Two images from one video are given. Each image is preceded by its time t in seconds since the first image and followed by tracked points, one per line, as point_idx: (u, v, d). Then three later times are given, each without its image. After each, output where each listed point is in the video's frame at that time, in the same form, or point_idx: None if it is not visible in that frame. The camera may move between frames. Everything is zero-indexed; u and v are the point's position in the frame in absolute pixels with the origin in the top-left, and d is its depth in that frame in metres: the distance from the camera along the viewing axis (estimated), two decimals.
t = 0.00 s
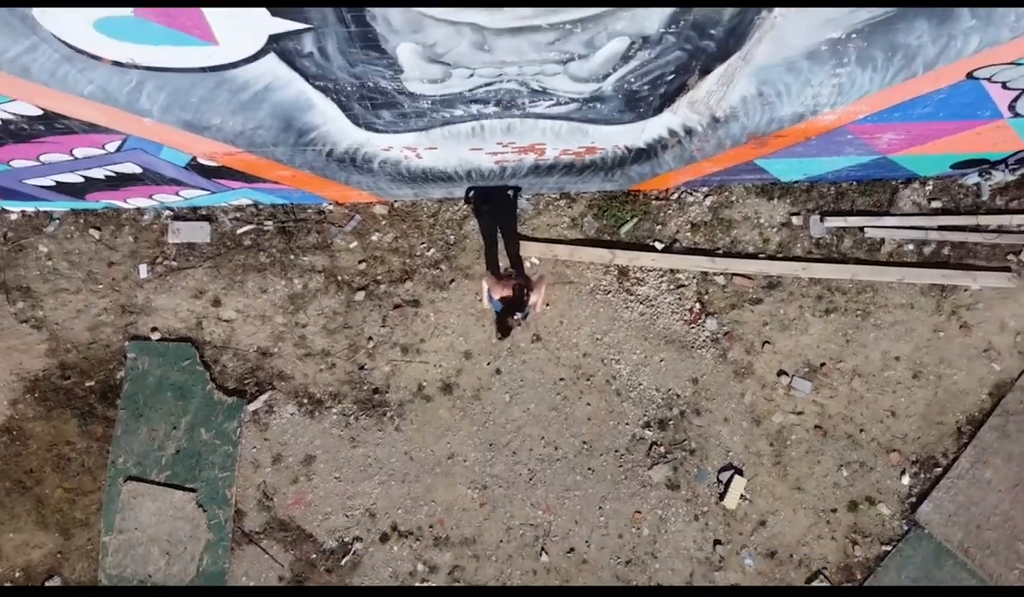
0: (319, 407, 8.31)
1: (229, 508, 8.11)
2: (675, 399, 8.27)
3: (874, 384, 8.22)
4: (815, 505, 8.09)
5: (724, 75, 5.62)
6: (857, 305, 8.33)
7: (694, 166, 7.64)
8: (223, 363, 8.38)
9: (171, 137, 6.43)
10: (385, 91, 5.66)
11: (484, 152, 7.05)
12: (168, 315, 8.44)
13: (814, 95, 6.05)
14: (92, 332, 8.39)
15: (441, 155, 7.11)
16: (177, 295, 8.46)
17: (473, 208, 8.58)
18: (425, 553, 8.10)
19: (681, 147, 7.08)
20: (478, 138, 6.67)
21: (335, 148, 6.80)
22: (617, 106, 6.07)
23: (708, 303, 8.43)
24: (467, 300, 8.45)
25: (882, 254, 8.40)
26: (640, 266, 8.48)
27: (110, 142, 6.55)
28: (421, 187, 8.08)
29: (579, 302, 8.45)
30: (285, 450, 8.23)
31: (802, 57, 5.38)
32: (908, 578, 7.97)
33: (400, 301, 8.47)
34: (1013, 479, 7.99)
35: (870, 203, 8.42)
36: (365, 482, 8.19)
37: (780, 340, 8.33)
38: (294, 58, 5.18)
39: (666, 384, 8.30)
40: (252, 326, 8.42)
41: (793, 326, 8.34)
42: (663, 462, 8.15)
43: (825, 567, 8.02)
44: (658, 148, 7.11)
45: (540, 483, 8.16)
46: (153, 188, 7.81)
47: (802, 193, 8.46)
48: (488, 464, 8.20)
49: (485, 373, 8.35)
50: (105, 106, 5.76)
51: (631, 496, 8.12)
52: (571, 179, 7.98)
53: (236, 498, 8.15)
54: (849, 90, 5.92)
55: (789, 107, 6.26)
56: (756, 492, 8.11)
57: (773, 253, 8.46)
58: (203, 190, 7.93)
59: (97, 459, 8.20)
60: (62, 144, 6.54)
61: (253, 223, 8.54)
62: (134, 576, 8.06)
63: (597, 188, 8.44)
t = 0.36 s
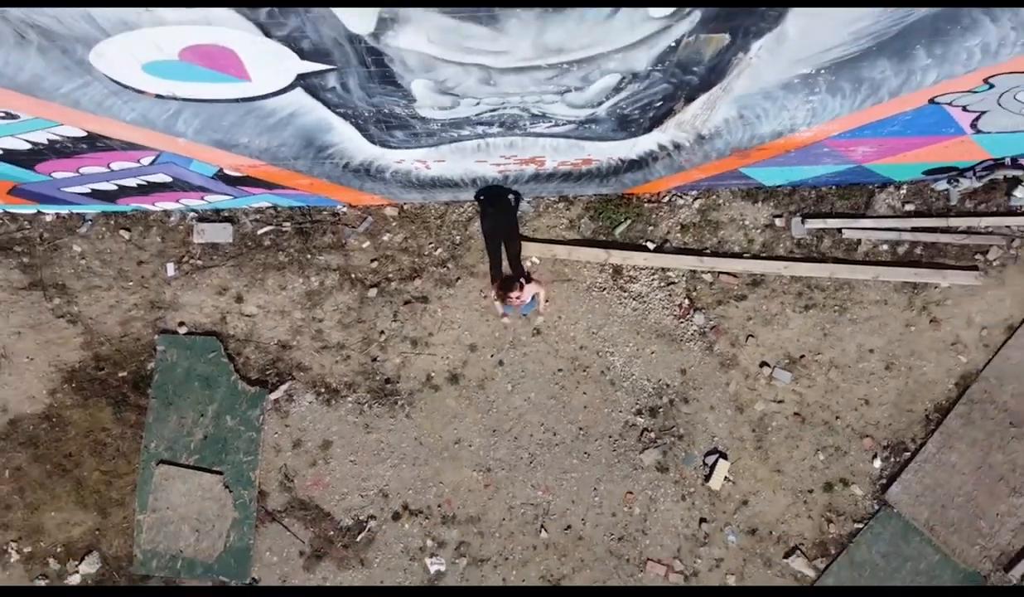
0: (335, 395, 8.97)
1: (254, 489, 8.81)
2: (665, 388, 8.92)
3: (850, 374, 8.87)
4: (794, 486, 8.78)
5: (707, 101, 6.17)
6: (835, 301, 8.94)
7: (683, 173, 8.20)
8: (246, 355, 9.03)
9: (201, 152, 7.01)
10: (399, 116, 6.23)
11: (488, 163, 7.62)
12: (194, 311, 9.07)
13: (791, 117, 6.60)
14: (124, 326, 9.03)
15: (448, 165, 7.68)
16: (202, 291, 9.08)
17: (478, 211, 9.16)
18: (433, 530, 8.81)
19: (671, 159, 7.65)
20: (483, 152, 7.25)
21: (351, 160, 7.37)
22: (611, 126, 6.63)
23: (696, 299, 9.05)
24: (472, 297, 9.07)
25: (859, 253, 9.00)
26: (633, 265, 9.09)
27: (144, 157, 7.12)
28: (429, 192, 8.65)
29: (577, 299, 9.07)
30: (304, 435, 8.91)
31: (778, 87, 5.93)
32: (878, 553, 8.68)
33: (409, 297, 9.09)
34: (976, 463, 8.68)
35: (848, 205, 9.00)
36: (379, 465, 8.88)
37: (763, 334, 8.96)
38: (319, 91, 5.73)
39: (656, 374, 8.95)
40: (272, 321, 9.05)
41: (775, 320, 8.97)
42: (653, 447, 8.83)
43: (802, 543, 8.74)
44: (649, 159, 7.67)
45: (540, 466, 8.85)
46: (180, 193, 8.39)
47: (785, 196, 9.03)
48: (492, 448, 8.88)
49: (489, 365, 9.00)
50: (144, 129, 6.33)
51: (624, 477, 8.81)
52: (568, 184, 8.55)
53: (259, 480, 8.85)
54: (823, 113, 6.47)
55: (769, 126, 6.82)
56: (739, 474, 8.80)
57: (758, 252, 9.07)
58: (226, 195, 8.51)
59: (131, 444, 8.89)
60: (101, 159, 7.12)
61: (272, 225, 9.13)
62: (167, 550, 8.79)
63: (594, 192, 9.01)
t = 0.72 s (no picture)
0: (346, 382, 9.57)
1: (270, 470, 9.45)
2: (654, 376, 9.52)
3: (828, 363, 9.47)
4: (774, 467, 9.42)
5: (691, 117, 6.70)
6: (814, 294, 9.52)
7: (671, 176, 8.73)
8: (262, 345, 9.62)
9: (221, 160, 7.53)
10: (407, 130, 6.75)
11: (489, 168, 8.15)
12: (213, 304, 9.65)
13: (770, 129, 7.12)
14: (146, 318, 9.61)
15: (452, 170, 8.21)
16: (220, 285, 9.65)
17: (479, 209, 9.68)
18: (437, 508, 9.46)
19: (659, 164, 8.18)
20: (484, 159, 7.79)
21: (360, 166, 7.90)
22: (603, 137, 7.15)
23: (684, 293, 9.62)
24: (474, 291, 9.64)
25: (837, 250, 9.56)
26: (625, 261, 9.65)
27: (168, 164, 7.64)
28: (432, 193, 9.18)
29: (572, 292, 9.64)
30: (317, 420, 9.53)
31: (755, 106, 6.46)
32: (851, 529, 9.33)
33: (415, 291, 9.66)
34: (944, 446, 9.31)
35: (827, 204, 9.54)
36: (387, 448, 9.51)
37: (747, 326, 9.54)
38: (334, 110, 6.26)
39: (646, 362, 9.54)
40: (286, 313, 9.64)
41: (758, 312, 9.55)
42: (643, 431, 9.45)
43: (781, 521, 9.39)
44: (640, 164, 8.20)
45: (537, 449, 9.48)
46: (198, 194, 8.92)
47: (769, 196, 9.57)
48: (492, 432, 9.51)
49: (490, 354, 9.59)
50: (172, 141, 6.86)
51: (616, 459, 9.44)
52: (564, 186, 9.09)
53: (275, 462, 9.48)
54: (798, 126, 7.00)
55: (750, 137, 7.34)
56: (722, 456, 9.44)
57: (742, 248, 9.62)
58: (242, 196, 9.04)
59: (155, 428, 9.51)
60: (128, 166, 7.65)
61: (285, 222, 9.67)
62: (190, 527, 9.44)
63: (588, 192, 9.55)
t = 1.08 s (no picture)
0: (356, 373, 10.23)
1: (286, 455, 10.15)
2: (644, 367, 10.18)
3: (806, 355, 10.13)
4: (755, 452, 10.11)
5: (675, 134, 7.29)
6: (795, 291, 10.15)
7: (659, 181, 9.34)
8: (277, 339, 10.27)
9: (241, 171, 8.12)
10: (414, 146, 7.34)
11: (489, 176, 8.75)
12: (231, 300, 10.28)
13: (749, 144, 7.71)
14: (168, 313, 10.25)
15: (454, 177, 8.81)
16: (237, 282, 10.27)
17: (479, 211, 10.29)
18: (442, 491, 10.16)
19: (647, 172, 8.77)
20: (485, 169, 8.39)
21: (369, 175, 8.50)
22: (595, 151, 7.74)
23: (672, 290, 10.25)
24: (475, 288, 10.27)
25: (816, 249, 10.18)
26: (617, 260, 10.27)
27: (192, 174, 8.24)
28: (436, 196, 9.79)
29: (567, 289, 10.27)
30: (328, 408, 10.20)
31: (734, 125, 7.05)
32: (827, 510, 10.02)
33: (420, 288, 10.29)
34: (914, 433, 9.99)
35: (807, 206, 10.15)
36: (394, 435, 10.19)
37: (731, 320, 10.19)
38: (349, 130, 6.85)
39: (636, 355, 10.20)
40: (299, 309, 10.28)
41: (741, 308, 10.19)
42: (633, 418, 10.13)
43: (761, 502, 10.09)
44: (630, 172, 8.80)
45: (535, 435, 10.16)
46: (217, 198, 9.53)
47: (752, 199, 10.18)
48: (493, 419, 10.19)
49: (490, 346, 10.25)
50: (198, 156, 7.44)
51: (608, 445, 10.14)
52: (559, 190, 9.69)
53: (290, 447, 10.18)
54: (775, 141, 7.59)
55: (731, 150, 7.93)
56: (707, 442, 10.13)
57: (727, 248, 10.24)
58: (258, 200, 9.65)
59: (179, 416, 10.19)
60: (155, 175, 8.24)
61: (298, 223, 10.28)
62: (211, 508, 10.14)
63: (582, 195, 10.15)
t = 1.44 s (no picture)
0: (366, 367, 10.83)
1: (300, 444, 10.78)
2: (638, 361, 10.78)
3: (791, 350, 10.72)
4: (742, 441, 10.74)
5: (666, 149, 7.83)
6: (781, 289, 10.72)
7: (652, 187, 9.87)
8: (291, 334, 10.86)
9: (259, 180, 8.66)
10: (423, 160, 7.88)
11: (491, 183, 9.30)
12: (247, 297, 10.86)
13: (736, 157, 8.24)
14: (188, 309, 10.83)
15: (459, 184, 9.36)
16: (253, 281, 10.84)
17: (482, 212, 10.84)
18: (447, 477, 10.79)
19: (641, 179, 9.31)
20: (488, 177, 8.94)
21: (379, 183, 9.05)
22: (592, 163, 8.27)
23: (665, 288, 10.82)
24: (478, 286, 10.84)
25: (801, 249, 10.74)
26: (613, 260, 10.82)
27: (213, 183, 8.78)
28: (441, 200, 10.34)
29: (566, 286, 10.84)
30: (340, 400, 10.81)
31: (720, 142, 7.57)
32: (810, 495, 10.65)
33: (426, 286, 10.85)
34: (892, 423, 10.60)
35: (792, 209, 10.71)
36: (402, 425, 10.82)
37: (721, 317, 10.77)
38: (362, 147, 7.38)
39: (631, 349, 10.79)
40: (312, 306, 10.86)
41: (730, 305, 10.77)
42: (627, 409, 10.74)
43: (748, 488, 10.72)
44: (624, 180, 9.34)
45: (535, 425, 10.78)
46: (234, 203, 10.07)
47: (741, 202, 10.73)
48: (495, 410, 10.80)
49: (493, 341, 10.84)
50: (221, 169, 7.98)
51: (604, 434, 10.76)
52: (558, 194, 10.24)
53: (304, 436, 10.80)
54: (760, 155, 8.12)
55: (719, 161, 8.46)
56: (697, 432, 10.75)
57: (717, 248, 10.79)
58: (272, 203, 10.20)
59: (199, 407, 10.80)
60: (178, 184, 8.78)
61: (310, 224, 10.84)
62: (230, 494, 10.78)
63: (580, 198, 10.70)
